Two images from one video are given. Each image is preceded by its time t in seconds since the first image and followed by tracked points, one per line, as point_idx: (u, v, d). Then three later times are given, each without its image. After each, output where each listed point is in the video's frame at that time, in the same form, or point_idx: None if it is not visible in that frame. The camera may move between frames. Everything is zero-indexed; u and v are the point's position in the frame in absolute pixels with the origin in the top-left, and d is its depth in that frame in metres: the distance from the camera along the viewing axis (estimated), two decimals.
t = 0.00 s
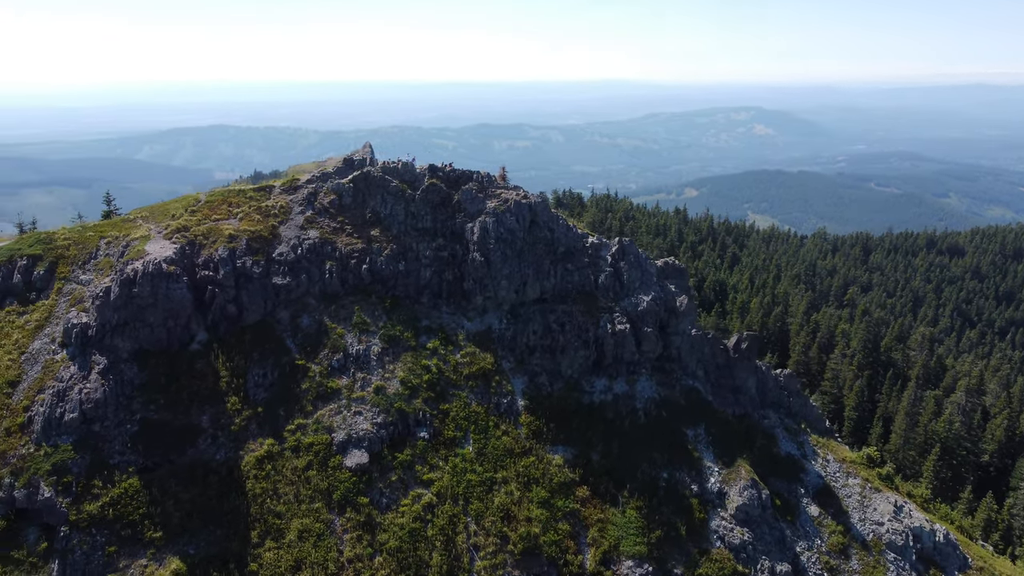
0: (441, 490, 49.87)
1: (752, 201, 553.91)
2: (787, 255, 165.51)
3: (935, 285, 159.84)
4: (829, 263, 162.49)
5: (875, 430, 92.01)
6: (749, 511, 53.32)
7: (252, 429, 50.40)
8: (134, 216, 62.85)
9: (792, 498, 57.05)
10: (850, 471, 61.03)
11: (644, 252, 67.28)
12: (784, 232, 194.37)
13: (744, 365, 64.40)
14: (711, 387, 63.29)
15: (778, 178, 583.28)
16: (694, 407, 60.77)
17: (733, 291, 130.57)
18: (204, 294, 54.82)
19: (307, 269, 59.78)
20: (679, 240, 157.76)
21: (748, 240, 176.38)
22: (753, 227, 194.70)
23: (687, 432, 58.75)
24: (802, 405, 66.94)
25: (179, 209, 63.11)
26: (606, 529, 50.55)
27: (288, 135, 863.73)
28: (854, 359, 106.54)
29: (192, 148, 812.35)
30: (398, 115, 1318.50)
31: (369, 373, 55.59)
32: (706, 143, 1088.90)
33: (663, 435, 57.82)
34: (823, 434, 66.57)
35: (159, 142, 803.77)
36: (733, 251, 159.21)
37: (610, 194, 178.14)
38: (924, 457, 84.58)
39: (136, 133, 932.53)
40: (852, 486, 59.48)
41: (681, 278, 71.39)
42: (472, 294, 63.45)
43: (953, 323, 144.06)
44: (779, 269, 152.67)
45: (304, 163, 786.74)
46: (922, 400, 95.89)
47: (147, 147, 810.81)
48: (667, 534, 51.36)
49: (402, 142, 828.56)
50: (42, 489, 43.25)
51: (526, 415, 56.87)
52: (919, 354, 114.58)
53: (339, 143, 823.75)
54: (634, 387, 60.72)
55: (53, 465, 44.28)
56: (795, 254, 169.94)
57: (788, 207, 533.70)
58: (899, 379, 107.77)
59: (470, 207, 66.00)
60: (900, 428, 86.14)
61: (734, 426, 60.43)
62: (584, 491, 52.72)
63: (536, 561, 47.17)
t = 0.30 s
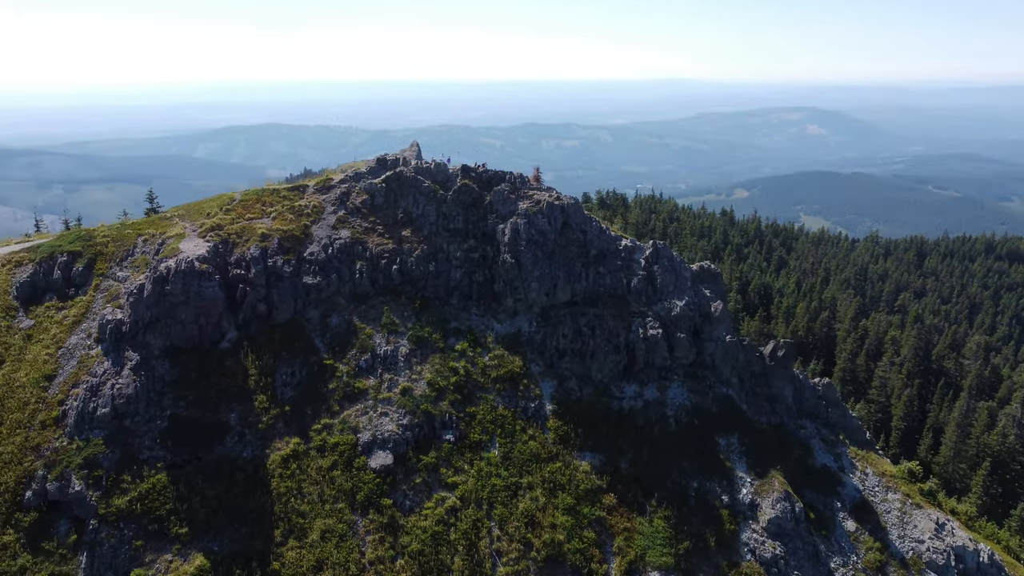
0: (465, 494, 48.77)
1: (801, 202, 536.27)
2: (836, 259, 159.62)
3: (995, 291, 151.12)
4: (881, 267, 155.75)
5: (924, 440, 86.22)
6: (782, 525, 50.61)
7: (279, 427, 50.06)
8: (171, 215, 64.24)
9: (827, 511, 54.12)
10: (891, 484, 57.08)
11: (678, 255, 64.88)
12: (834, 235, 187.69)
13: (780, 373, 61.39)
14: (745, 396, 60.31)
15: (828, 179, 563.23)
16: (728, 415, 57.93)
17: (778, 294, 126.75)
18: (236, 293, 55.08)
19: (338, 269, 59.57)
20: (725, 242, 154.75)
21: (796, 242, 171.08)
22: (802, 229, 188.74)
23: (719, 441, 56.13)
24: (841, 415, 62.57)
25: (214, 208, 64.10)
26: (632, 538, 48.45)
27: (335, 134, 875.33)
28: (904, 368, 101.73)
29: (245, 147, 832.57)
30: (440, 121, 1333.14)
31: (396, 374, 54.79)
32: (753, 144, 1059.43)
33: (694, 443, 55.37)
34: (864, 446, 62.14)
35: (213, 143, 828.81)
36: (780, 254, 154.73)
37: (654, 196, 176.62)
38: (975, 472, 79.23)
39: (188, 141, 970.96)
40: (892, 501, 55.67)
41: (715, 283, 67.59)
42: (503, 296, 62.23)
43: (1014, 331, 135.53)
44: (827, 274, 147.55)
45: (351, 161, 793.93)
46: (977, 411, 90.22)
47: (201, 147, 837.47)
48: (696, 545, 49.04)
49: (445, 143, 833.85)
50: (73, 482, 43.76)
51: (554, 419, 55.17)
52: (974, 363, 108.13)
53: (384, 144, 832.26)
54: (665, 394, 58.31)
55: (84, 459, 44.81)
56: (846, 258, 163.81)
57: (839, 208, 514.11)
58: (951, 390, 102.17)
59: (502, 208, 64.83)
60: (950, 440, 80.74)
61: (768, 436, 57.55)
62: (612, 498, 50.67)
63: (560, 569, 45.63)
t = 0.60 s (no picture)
0: (473, 496, 48.31)
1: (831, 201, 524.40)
2: (868, 259, 155.77)
3: None
4: (915, 268, 151.61)
5: (956, 446, 83.01)
6: (797, 534, 49.71)
7: (288, 426, 49.63)
8: (188, 212, 64.41)
9: (845, 521, 52.63)
10: (912, 494, 55.58)
11: (695, 256, 63.14)
12: (866, 235, 183.39)
13: (799, 378, 59.43)
14: (763, 401, 58.43)
15: (857, 179, 551.11)
16: (744, 420, 56.39)
17: (807, 296, 124.66)
18: (248, 290, 54.86)
19: (351, 267, 59.08)
20: (753, 242, 152.73)
21: (826, 243, 167.89)
22: (834, 229, 184.59)
23: (734, 446, 54.81)
24: (862, 422, 60.67)
25: (230, 205, 63.98)
26: (643, 544, 48.10)
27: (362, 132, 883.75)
28: (934, 372, 98.88)
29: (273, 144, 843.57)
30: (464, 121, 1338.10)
31: (406, 374, 54.16)
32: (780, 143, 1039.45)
33: (708, 448, 54.30)
34: (886, 454, 60.42)
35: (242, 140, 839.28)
36: (810, 253, 151.76)
37: (683, 194, 175.50)
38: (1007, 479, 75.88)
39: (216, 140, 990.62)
40: (913, 511, 54.22)
41: (734, 286, 65.11)
42: (516, 296, 61.21)
43: None
44: (858, 275, 144.43)
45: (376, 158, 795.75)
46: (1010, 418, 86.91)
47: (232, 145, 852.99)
48: (708, 553, 48.51)
49: (469, 143, 837.69)
50: (84, 478, 44.00)
51: (565, 422, 54.53)
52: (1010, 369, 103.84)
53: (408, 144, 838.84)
54: (680, 398, 57.00)
55: (95, 455, 44.98)
56: (879, 258, 159.91)
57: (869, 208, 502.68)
58: (985, 396, 98.71)
59: (517, 207, 63.86)
60: (980, 447, 77.74)
61: (786, 442, 55.93)
62: (623, 503, 50.34)
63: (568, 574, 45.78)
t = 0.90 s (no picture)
0: (470, 498, 47.87)
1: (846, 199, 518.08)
2: (886, 258, 153.22)
3: None
4: (933, 268, 149.16)
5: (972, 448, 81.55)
6: (799, 540, 48.74)
7: (285, 426, 49.28)
8: (189, 209, 64.32)
9: (848, 526, 51.66)
10: (918, 500, 54.29)
11: (700, 256, 61.98)
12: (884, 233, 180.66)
13: (804, 381, 58.41)
14: (767, 404, 57.43)
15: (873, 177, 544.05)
16: (747, 423, 55.46)
17: (821, 296, 123.43)
18: (247, 289, 54.62)
19: (350, 266, 58.61)
20: (768, 241, 151.41)
21: (843, 241, 165.85)
22: (851, 228, 181.88)
23: (736, 449, 53.91)
24: (869, 426, 59.30)
25: (231, 202, 63.68)
26: (641, 549, 47.67)
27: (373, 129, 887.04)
28: (950, 374, 97.08)
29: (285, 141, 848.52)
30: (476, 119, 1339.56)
31: (404, 374, 53.68)
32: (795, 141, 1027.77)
33: (710, 452, 53.47)
34: (893, 459, 59.07)
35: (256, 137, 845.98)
36: (826, 252, 149.78)
37: (697, 192, 174.62)
38: None
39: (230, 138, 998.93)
40: (919, 518, 53.02)
41: (738, 286, 63.08)
42: (517, 296, 60.53)
43: None
44: (874, 273, 142.48)
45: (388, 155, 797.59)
46: None
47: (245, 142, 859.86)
48: (707, 558, 47.93)
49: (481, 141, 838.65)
50: (79, 476, 43.98)
51: (564, 424, 53.87)
52: None
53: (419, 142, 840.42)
54: (681, 400, 56.13)
55: (91, 453, 44.91)
56: (897, 257, 157.52)
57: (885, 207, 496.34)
58: (1003, 398, 96.57)
59: (518, 206, 63.14)
60: (996, 450, 75.90)
61: (790, 446, 54.86)
62: (622, 507, 49.73)
63: None
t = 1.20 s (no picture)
0: (464, 501, 47.37)
1: (860, 197, 512.75)
2: (901, 258, 150.96)
3: None
4: (949, 267, 146.79)
5: (986, 451, 80.05)
6: (799, 546, 47.85)
7: (278, 426, 48.95)
8: (188, 207, 64.14)
9: (850, 532, 50.75)
10: (921, 506, 53.23)
11: (701, 256, 60.97)
12: (899, 232, 178.14)
13: (806, 384, 57.32)
14: (768, 407, 56.47)
15: (887, 175, 537.90)
16: (747, 426, 54.57)
17: (833, 296, 121.92)
18: (243, 287, 54.32)
19: (347, 264, 58.15)
20: (780, 239, 149.77)
21: (857, 240, 163.75)
22: (866, 227, 179.59)
23: (736, 453, 53.02)
24: (873, 430, 58.20)
25: (229, 200, 63.39)
26: (637, 553, 47.02)
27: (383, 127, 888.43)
28: (964, 376, 95.35)
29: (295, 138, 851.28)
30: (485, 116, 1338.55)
31: (400, 374, 53.23)
32: (808, 138, 1017.43)
33: (709, 455, 52.64)
34: (897, 464, 57.99)
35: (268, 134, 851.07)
36: (839, 251, 148.04)
37: (709, 190, 173.11)
38: None
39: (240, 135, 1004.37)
40: (922, 524, 51.95)
41: (739, 287, 62.06)
42: (516, 296, 59.89)
43: None
44: (888, 273, 140.38)
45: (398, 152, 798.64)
46: None
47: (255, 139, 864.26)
48: (705, 563, 47.15)
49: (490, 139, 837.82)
50: (71, 475, 43.88)
51: (561, 425, 53.23)
52: None
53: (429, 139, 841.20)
54: (680, 402, 55.27)
55: (84, 452, 44.80)
56: (912, 256, 155.19)
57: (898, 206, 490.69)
58: (1018, 401, 94.72)
59: (517, 205, 62.40)
60: (1009, 454, 74.41)
61: (791, 450, 53.90)
62: (618, 510, 49.04)
63: None
